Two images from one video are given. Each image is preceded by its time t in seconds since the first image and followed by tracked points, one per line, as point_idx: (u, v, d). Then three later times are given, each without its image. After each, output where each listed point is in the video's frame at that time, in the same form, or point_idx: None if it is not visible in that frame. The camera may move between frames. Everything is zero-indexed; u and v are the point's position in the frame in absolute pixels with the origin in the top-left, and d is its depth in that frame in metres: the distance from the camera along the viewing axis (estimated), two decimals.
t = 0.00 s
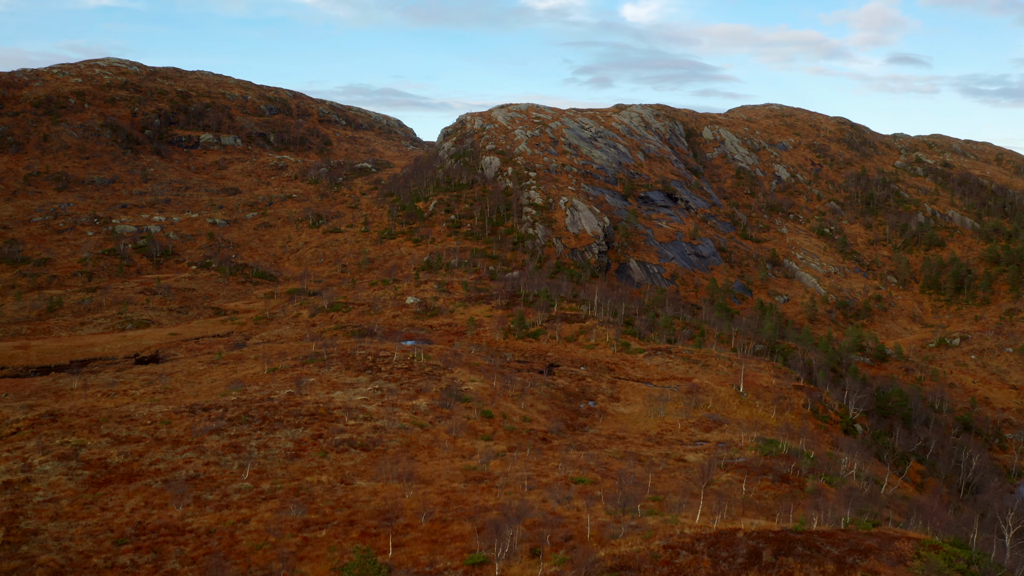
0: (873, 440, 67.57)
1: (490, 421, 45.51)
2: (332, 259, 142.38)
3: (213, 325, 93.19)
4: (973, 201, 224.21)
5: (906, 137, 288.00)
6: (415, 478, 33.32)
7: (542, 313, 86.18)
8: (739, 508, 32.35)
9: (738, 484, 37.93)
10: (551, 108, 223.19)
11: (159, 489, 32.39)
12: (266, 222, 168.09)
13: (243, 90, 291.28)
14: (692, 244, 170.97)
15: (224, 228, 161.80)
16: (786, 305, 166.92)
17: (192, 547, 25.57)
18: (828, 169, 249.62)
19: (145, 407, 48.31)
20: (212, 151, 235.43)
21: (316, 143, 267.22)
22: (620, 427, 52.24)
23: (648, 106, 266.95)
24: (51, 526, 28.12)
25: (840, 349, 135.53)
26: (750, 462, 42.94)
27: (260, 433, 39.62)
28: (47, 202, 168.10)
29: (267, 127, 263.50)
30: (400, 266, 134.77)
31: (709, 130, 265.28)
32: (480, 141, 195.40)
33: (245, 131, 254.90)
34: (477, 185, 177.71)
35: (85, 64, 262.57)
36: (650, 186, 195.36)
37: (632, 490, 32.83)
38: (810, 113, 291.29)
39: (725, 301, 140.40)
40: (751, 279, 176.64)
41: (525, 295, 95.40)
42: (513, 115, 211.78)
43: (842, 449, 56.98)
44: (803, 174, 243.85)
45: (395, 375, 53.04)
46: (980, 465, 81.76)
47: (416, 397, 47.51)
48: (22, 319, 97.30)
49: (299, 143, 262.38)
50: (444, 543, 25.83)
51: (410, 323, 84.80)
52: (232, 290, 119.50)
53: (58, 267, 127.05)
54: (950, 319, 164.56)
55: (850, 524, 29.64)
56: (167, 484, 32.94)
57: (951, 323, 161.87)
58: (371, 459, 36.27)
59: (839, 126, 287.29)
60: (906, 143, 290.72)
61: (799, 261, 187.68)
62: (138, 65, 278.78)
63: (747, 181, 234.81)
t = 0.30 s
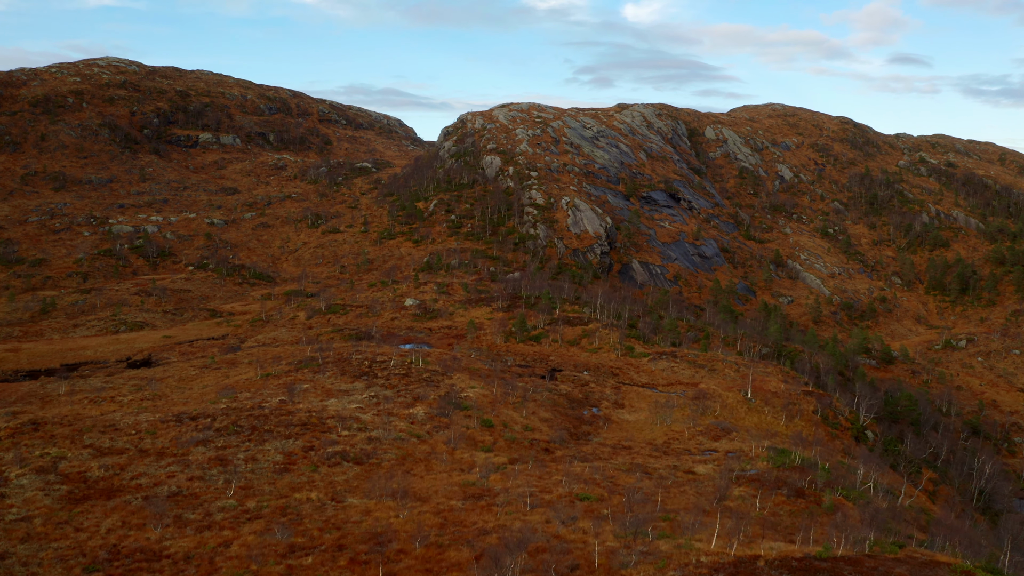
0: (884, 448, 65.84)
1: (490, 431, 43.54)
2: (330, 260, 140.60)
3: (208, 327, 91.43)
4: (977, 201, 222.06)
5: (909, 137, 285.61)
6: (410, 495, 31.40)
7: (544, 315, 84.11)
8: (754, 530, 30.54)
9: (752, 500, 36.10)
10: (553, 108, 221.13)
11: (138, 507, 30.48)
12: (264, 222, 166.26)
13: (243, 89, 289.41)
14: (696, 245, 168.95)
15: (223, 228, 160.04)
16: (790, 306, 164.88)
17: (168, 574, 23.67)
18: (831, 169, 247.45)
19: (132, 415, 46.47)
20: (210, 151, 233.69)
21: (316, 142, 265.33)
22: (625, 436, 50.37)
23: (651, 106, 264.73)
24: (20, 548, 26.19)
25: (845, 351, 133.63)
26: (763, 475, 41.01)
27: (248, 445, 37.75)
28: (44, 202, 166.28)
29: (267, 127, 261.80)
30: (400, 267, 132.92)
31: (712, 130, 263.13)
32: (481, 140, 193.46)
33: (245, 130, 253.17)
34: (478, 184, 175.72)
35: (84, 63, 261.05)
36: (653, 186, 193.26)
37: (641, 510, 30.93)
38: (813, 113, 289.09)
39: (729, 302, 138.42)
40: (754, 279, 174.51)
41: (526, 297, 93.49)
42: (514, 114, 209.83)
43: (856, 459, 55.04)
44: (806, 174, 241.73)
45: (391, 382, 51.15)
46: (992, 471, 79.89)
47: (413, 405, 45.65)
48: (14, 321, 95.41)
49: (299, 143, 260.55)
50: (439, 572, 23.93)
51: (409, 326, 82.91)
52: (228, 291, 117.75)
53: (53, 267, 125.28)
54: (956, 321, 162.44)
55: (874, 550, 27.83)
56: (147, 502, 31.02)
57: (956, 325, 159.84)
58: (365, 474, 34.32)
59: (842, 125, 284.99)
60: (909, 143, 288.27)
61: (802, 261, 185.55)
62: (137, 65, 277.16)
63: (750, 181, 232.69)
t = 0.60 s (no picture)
0: (896, 455, 63.88)
1: (490, 442, 41.55)
2: (329, 261, 138.71)
3: (203, 330, 89.59)
4: (982, 201, 219.84)
5: (912, 136, 283.35)
6: (404, 516, 29.42)
7: (545, 318, 82.11)
8: (773, 556, 28.56)
9: (767, 517, 34.09)
10: (554, 107, 219.12)
11: (114, 528, 28.43)
12: (262, 222, 164.42)
13: (242, 89, 287.78)
14: (699, 245, 166.82)
15: (220, 229, 158.20)
16: (794, 308, 162.73)
17: None
18: (835, 169, 245.22)
19: (117, 425, 44.46)
20: (209, 151, 231.93)
21: (315, 142, 263.41)
22: (631, 446, 48.41)
23: (653, 105, 262.61)
24: None
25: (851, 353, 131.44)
26: (777, 490, 39.09)
27: (235, 458, 35.80)
28: (40, 202, 164.43)
29: (266, 126, 260.05)
30: (399, 268, 131.01)
31: (714, 129, 261.06)
32: (481, 140, 191.56)
33: (244, 130, 251.29)
34: (478, 184, 173.65)
35: (83, 62, 259.54)
36: (655, 186, 191.18)
37: (651, 532, 28.95)
38: (816, 112, 286.84)
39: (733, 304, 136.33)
40: (758, 280, 172.36)
41: (528, 299, 91.43)
42: (515, 113, 207.90)
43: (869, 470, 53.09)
44: (809, 174, 239.56)
45: (387, 389, 49.16)
46: (1005, 478, 77.86)
47: (409, 415, 43.69)
48: (5, 323, 93.48)
49: (298, 142, 258.60)
50: None
51: (407, 329, 80.96)
52: (225, 292, 115.78)
53: (47, 268, 123.47)
54: (961, 322, 160.23)
55: None
56: (124, 522, 28.98)
57: (962, 327, 157.63)
58: (357, 490, 32.38)
59: (845, 125, 282.71)
60: (912, 143, 285.85)
61: (806, 262, 183.37)
62: (136, 64, 275.57)
63: (753, 181, 230.47)
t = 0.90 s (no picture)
0: (910, 464, 61.84)
1: (490, 454, 39.52)
2: (327, 261, 136.67)
3: (197, 333, 87.63)
4: (986, 201, 217.63)
5: (915, 136, 281.07)
6: (397, 540, 27.38)
7: (548, 321, 79.94)
8: None
9: (785, 538, 32.09)
10: (555, 106, 217.04)
11: (85, 552, 26.31)
12: (260, 222, 162.52)
13: (242, 88, 285.99)
14: (702, 246, 164.59)
15: (218, 229, 156.28)
16: (798, 309, 160.48)
17: None
18: (838, 169, 242.95)
19: (99, 435, 42.46)
20: (208, 150, 230.09)
21: (315, 142, 261.36)
22: (638, 457, 46.41)
23: (654, 104, 260.43)
24: None
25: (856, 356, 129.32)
26: (793, 506, 37.13)
27: (220, 475, 33.79)
28: (36, 202, 162.48)
29: (265, 125, 258.22)
30: (398, 269, 129.01)
31: (717, 128, 258.84)
32: (482, 139, 189.57)
33: (242, 129, 249.36)
34: (479, 184, 171.51)
35: (81, 61, 257.89)
36: (658, 185, 188.96)
37: (664, 559, 26.93)
38: (818, 111, 284.55)
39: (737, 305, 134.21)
40: (762, 281, 170.17)
41: (529, 301, 89.31)
42: (516, 112, 205.84)
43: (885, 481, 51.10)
44: (812, 174, 237.28)
45: (383, 397, 47.19)
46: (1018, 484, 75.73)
47: (406, 425, 41.76)
48: None
49: (298, 141, 256.64)
50: None
51: (406, 332, 78.93)
52: (220, 294, 113.84)
53: (42, 269, 121.64)
54: (967, 323, 158.02)
55: None
56: (96, 546, 26.85)
57: (968, 328, 155.44)
58: (348, 510, 30.34)
59: (848, 124, 280.46)
60: (916, 143, 283.51)
61: (810, 263, 181.08)
62: (135, 63, 273.73)
63: (756, 181, 228.16)
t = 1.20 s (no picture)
0: (923, 473, 59.98)
1: (490, 469, 37.44)
2: (325, 262, 134.73)
3: (191, 336, 85.69)
4: (991, 201, 215.26)
5: (918, 135, 278.56)
6: (388, 567, 25.36)
7: (550, 324, 77.77)
8: None
9: (805, 562, 30.15)
10: (557, 105, 214.95)
11: None
12: (258, 222, 160.67)
13: (241, 87, 284.21)
14: (705, 246, 162.31)
15: (215, 229, 154.41)
16: (803, 310, 158.25)
17: None
18: (841, 168, 240.62)
19: (80, 448, 40.40)
20: (206, 150, 228.34)
21: (315, 141, 259.32)
22: (645, 470, 44.36)
23: (656, 103, 258.38)
24: None
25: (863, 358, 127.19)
26: (811, 525, 35.11)
27: (201, 493, 31.83)
28: (32, 202, 160.70)
29: (264, 125, 256.45)
30: (397, 270, 126.96)
31: (719, 128, 256.58)
32: (482, 138, 187.62)
33: (242, 128, 247.49)
34: (480, 183, 169.41)
35: (80, 60, 256.37)
36: (660, 185, 186.71)
37: None
38: (821, 111, 282.18)
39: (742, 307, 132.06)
40: (766, 283, 167.94)
41: (531, 303, 87.22)
42: (517, 111, 203.79)
43: (902, 495, 49.06)
44: (816, 173, 234.98)
45: (378, 406, 45.20)
46: None
47: (401, 436, 39.77)
48: None
49: (297, 141, 254.74)
50: None
51: (403, 336, 76.90)
52: (216, 295, 111.90)
53: (36, 270, 119.84)
54: (973, 325, 155.82)
55: None
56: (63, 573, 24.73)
57: (974, 329, 153.16)
58: (336, 532, 28.32)
59: (851, 124, 278.07)
60: (919, 142, 280.97)
61: (815, 263, 178.73)
62: (134, 62, 272.15)
63: (759, 181, 225.85)
